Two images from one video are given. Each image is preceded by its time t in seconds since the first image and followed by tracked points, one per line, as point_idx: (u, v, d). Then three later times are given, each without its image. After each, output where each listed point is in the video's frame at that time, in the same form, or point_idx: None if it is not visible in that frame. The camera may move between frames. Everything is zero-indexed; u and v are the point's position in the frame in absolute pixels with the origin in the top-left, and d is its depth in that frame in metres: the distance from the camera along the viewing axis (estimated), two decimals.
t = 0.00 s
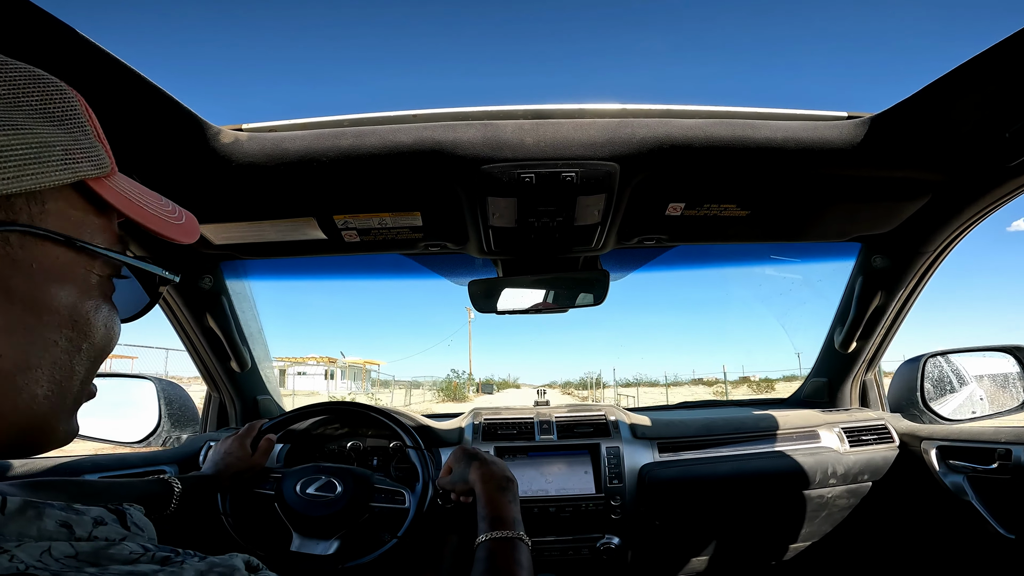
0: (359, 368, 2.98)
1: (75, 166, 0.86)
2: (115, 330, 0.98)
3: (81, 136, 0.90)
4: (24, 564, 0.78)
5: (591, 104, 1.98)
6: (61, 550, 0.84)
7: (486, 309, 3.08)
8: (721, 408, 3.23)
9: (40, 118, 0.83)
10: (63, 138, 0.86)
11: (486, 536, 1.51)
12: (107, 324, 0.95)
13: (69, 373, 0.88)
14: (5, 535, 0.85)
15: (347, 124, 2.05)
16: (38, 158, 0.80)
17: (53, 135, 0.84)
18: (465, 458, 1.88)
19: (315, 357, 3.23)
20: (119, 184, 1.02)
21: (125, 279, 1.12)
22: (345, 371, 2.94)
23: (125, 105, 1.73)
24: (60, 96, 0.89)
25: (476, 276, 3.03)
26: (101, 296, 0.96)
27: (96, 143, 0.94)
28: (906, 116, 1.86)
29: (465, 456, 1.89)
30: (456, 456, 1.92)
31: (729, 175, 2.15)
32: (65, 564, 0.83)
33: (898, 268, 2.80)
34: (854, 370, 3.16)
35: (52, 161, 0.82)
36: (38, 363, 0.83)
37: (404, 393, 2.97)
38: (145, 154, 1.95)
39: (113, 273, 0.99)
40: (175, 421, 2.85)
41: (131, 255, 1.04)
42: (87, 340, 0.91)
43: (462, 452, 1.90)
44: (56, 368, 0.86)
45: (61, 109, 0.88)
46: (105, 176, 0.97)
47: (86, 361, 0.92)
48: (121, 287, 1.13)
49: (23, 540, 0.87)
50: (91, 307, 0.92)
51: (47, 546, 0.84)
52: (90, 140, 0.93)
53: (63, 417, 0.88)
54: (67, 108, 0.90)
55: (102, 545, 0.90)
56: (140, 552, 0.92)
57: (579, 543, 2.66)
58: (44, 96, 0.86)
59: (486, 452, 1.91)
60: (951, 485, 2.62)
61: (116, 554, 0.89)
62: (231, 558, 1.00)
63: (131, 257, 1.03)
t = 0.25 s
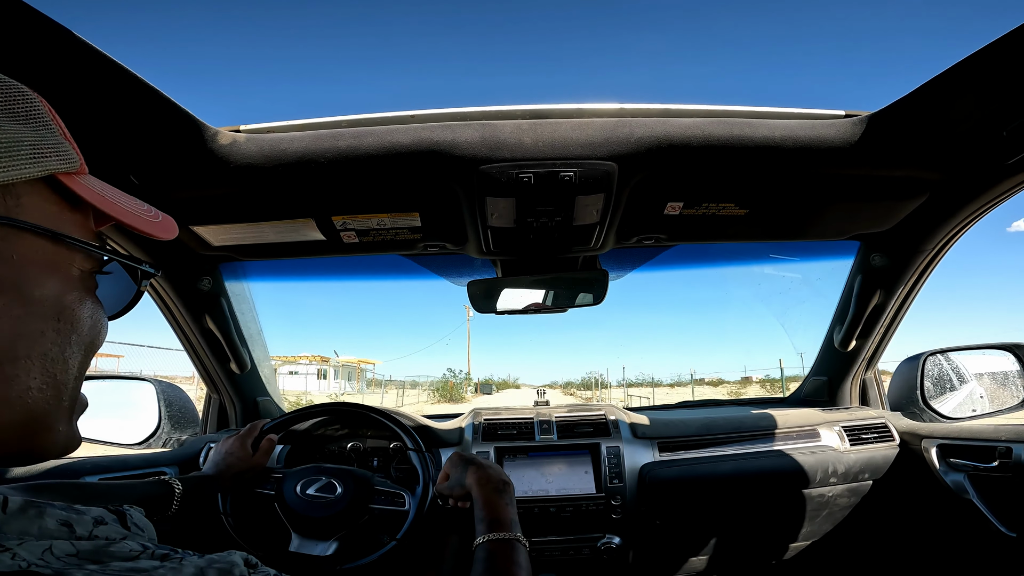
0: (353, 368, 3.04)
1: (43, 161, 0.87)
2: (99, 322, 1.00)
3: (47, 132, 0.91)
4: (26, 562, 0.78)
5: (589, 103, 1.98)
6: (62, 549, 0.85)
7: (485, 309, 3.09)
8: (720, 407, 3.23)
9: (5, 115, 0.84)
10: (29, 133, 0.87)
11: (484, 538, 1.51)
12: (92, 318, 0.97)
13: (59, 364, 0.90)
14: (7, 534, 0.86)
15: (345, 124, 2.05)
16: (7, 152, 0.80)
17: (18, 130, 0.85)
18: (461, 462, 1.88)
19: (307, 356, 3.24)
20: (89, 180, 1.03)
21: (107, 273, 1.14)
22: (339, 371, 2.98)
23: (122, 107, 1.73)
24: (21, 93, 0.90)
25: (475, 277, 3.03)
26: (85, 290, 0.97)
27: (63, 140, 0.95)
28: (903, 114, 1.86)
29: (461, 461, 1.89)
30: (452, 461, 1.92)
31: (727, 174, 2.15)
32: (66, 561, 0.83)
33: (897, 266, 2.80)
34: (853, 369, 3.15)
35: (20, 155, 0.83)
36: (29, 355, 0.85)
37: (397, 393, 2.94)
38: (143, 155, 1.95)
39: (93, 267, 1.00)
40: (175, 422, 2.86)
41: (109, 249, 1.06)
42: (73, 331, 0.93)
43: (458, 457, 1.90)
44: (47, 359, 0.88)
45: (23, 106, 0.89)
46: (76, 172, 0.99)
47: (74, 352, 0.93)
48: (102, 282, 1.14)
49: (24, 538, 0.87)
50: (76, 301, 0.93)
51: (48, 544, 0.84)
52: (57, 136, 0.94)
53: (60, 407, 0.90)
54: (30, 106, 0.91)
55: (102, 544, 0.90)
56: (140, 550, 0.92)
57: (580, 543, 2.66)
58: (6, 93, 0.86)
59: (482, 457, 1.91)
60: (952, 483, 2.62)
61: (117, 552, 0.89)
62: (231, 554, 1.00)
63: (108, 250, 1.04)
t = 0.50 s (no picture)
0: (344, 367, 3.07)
1: (44, 159, 0.87)
2: (102, 321, 1.01)
3: (47, 130, 0.91)
4: (28, 564, 0.78)
5: (588, 103, 1.98)
6: (65, 551, 0.85)
7: (486, 309, 3.09)
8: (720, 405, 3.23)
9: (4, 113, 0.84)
10: (29, 131, 0.87)
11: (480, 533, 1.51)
12: (94, 317, 0.98)
13: (60, 362, 0.90)
14: (8, 536, 0.86)
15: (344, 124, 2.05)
16: (7, 150, 0.80)
17: (18, 128, 0.85)
18: (458, 446, 1.85)
19: (298, 354, 3.25)
20: (90, 179, 1.03)
21: (110, 272, 1.14)
22: (329, 369, 3.00)
23: (122, 108, 1.73)
24: (21, 91, 0.90)
25: (476, 276, 3.03)
26: (85, 288, 0.97)
27: (64, 138, 0.95)
28: (903, 113, 1.86)
29: (457, 444, 1.86)
30: (448, 442, 1.89)
31: (727, 173, 2.15)
32: (69, 564, 0.83)
33: (897, 264, 2.80)
34: (854, 367, 3.16)
35: (20, 153, 0.83)
36: (28, 354, 0.85)
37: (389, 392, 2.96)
38: (144, 156, 1.96)
39: (95, 266, 1.00)
40: (175, 422, 2.86)
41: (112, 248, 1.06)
42: (74, 329, 0.93)
43: (454, 439, 1.87)
44: (46, 358, 0.88)
45: (23, 104, 0.89)
46: (78, 170, 0.99)
47: (75, 350, 0.94)
48: (105, 281, 1.14)
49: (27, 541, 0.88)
50: (75, 299, 0.94)
51: (51, 546, 0.84)
52: (57, 134, 0.93)
53: (63, 404, 0.91)
54: (30, 104, 0.91)
55: (105, 546, 0.90)
56: (142, 552, 0.93)
57: (581, 542, 2.67)
58: (5, 91, 0.86)
59: (479, 438, 1.89)
60: (953, 481, 2.62)
61: (120, 554, 0.90)
62: (233, 557, 1.01)
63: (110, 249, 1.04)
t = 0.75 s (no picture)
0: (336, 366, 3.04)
1: (45, 162, 0.88)
2: (97, 325, 1.01)
3: (48, 132, 0.92)
4: (27, 565, 0.78)
5: (588, 102, 1.98)
6: (64, 552, 0.86)
7: (487, 308, 3.10)
8: (721, 404, 3.24)
9: (7, 116, 0.85)
10: (31, 134, 0.88)
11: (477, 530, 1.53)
12: (89, 321, 0.98)
13: (57, 365, 0.91)
14: (9, 537, 0.87)
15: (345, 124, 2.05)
16: (10, 154, 0.81)
17: (20, 131, 0.86)
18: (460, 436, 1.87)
19: (291, 352, 3.27)
20: (88, 180, 1.04)
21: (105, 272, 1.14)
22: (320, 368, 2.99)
23: (124, 108, 1.73)
24: (22, 92, 0.90)
25: (477, 276, 3.03)
26: (83, 291, 0.97)
27: (64, 139, 0.96)
28: (904, 111, 1.85)
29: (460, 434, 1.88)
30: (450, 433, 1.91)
31: (727, 171, 2.15)
32: (67, 565, 0.84)
33: (897, 263, 2.80)
34: (855, 366, 3.15)
35: (22, 157, 0.84)
36: (26, 357, 0.85)
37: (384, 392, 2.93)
38: (145, 156, 1.96)
39: (91, 267, 1.00)
40: (177, 422, 2.85)
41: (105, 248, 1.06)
42: (70, 332, 0.94)
43: (456, 429, 1.89)
44: (44, 361, 0.88)
45: (24, 105, 0.89)
46: (76, 172, 0.99)
47: (71, 353, 0.94)
48: (100, 282, 1.15)
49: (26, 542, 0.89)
50: (73, 302, 0.94)
51: (50, 547, 0.85)
52: (59, 136, 0.94)
53: (55, 408, 0.90)
54: (31, 105, 0.91)
55: (103, 548, 0.90)
56: (141, 554, 0.93)
57: (582, 541, 2.67)
58: (7, 92, 0.87)
59: (483, 424, 1.89)
60: (954, 480, 2.62)
61: (118, 556, 0.90)
62: (231, 558, 1.01)
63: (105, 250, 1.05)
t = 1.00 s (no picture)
0: (326, 364, 3.07)
1: (34, 160, 0.88)
2: (84, 317, 1.01)
3: (35, 130, 0.91)
4: (24, 561, 0.79)
5: (591, 102, 1.97)
6: (60, 549, 0.85)
7: (488, 309, 3.10)
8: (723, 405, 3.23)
9: None
10: (18, 132, 0.87)
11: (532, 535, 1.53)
12: (78, 312, 0.99)
13: (52, 357, 0.92)
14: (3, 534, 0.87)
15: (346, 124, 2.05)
16: None
17: (7, 128, 0.85)
18: (551, 444, 1.79)
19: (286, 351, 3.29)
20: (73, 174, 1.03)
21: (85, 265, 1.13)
22: (312, 368, 3.02)
23: (124, 107, 1.73)
24: (8, 89, 0.89)
25: (478, 276, 3.03)
26: (71, 283, 0.98)
27: (50, 137, 0.95)
28: (907, 111, 1.84)
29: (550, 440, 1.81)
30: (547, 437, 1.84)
31: (729, 172, 2.15)
32: (63, 561, 0.84)
33: (900, 263, 2.79)
34: (856, 366, 3.15)
35: (11, 156, 0.83)
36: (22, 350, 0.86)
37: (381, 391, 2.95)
38: (146, 155, 1.96)
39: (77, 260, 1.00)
40: (179, 422, 2.83)
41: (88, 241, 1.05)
42: (63, 324, 0.94)
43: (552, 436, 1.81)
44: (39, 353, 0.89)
45: (12, 103, 0.88)
46: (63, 168, 0.98)
47: (63, 345, 0.95)
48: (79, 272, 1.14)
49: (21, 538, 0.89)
50: (63, 294, 0.94)
51: (45, 544, 0.85)
52: (43, 134, 0.93)
53: (48, 398, 0.92)
54: (17, 102, 0.90)
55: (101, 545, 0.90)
56: (138, 551, 0.93)
57: (584, 542, 2.67)
58: None
59: (579, 439, 1.79)
60: (956, 481, 2.62)
61: (116, 553, 0.90)
62: (229, 557, 1.02)
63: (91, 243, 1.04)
